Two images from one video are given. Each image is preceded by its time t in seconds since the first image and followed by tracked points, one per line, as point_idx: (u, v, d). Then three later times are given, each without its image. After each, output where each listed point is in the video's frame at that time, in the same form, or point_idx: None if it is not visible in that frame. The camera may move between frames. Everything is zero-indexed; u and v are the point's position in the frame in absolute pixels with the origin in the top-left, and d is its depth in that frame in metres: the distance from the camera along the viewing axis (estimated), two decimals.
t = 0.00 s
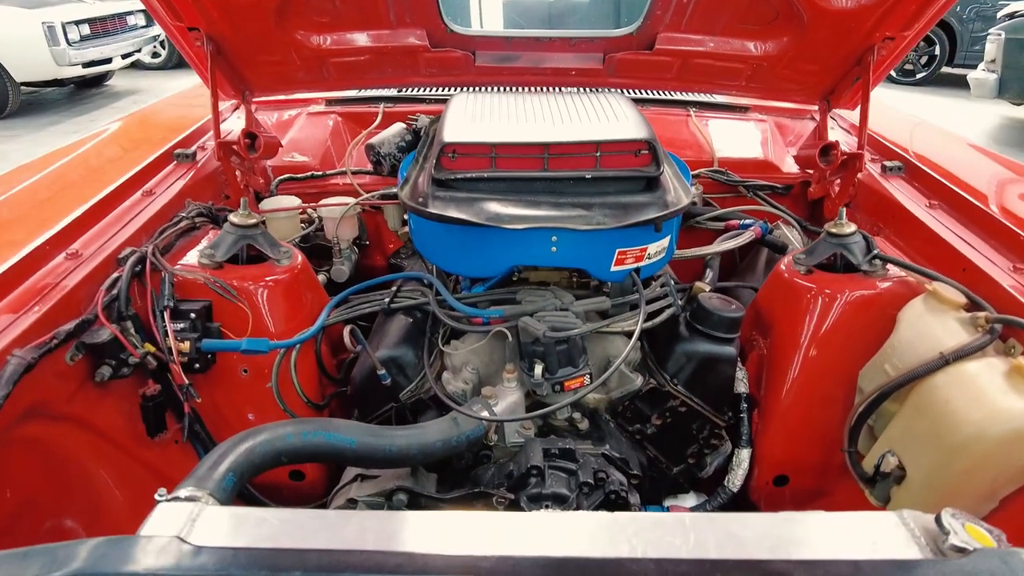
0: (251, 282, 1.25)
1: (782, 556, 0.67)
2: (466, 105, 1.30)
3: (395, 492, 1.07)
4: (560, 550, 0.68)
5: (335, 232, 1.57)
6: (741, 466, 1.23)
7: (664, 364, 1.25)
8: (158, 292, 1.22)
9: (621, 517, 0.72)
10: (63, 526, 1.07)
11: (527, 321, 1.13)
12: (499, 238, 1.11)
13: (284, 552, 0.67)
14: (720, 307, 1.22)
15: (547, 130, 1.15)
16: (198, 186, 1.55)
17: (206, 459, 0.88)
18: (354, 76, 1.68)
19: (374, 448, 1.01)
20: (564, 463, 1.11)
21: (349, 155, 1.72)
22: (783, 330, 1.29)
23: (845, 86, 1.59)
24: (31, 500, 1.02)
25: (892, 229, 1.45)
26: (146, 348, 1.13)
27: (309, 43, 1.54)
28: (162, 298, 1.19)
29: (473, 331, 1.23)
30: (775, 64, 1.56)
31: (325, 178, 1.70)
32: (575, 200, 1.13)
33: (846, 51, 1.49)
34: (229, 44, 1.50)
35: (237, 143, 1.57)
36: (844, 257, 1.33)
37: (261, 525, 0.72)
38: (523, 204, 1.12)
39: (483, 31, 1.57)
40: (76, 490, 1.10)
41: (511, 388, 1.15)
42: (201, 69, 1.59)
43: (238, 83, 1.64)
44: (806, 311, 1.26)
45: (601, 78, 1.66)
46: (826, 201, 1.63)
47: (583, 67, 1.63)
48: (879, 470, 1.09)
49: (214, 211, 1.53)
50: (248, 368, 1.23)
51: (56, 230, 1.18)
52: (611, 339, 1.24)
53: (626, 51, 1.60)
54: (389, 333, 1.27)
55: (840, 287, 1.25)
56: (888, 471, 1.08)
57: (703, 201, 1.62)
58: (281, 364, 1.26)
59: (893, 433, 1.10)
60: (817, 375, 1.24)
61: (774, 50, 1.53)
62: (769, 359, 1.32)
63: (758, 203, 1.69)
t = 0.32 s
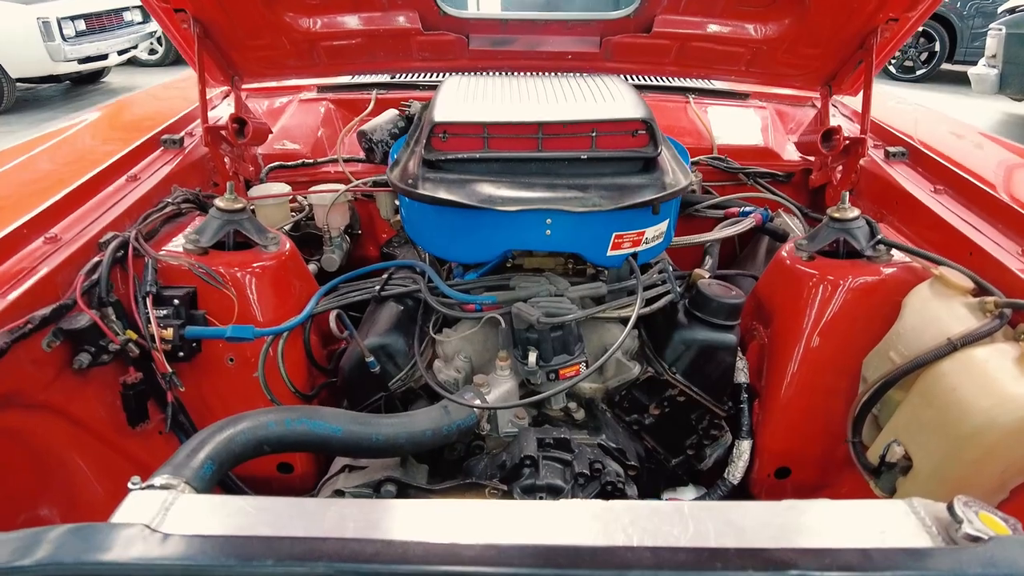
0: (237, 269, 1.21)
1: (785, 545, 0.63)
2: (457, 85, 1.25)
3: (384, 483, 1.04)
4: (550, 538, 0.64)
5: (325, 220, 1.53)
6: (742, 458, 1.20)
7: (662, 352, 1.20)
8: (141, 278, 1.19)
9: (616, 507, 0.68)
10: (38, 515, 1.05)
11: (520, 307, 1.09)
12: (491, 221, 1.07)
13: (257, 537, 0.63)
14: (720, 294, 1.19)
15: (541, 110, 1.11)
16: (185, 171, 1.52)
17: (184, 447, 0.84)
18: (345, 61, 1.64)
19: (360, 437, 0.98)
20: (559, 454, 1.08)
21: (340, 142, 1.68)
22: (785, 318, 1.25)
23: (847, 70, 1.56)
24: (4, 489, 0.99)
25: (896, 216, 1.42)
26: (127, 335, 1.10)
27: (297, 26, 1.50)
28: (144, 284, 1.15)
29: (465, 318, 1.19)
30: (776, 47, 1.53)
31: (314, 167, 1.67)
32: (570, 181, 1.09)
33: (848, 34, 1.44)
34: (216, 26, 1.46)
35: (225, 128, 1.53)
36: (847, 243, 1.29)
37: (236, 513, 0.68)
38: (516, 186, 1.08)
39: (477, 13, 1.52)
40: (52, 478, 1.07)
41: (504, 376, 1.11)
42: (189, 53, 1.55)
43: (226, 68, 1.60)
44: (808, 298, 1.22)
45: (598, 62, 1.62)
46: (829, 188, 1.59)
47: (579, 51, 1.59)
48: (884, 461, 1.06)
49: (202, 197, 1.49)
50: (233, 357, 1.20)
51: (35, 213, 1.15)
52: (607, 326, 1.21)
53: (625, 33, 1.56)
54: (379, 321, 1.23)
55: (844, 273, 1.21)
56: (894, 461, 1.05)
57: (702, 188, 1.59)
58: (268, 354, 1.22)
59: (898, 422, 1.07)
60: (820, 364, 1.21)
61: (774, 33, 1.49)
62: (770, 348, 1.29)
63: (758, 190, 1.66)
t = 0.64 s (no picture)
0: (221, 258, 1.17)
1: (787, 543, 0.59)
2: (449, 67, 1.21)
3: (369, 479, 1.01)
4: (535, 535, 0.60)
5: (313, 210, 1.49)
6: (742, 454, 1.17)
7: (659, 344, 1.17)
8: (120, 267, 1.15)
9: (609, 502, 0.65)
10: (8, 509, 1.00)
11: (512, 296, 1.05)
12: (481, 207, 1.03)
13: (220, 533, 0.59)
14: (719, 284, 1.15)
15: (533, 92, 1.07)
16: (170, 160, 1.48)
17: (156, 440, 0.80)
18: (335, 47, 1.60)
19: (343, 431, 0.94)
20: (552, 449, 1.04)
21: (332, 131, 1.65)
22: (786, 309, 1.21)
23: (850, 56, 1.52)
24: None
25: (900, 206, 1.38)
26: (105, 326, 1.06)
27: (284, 11, 1.46)
28: (123, 273, 1.11)
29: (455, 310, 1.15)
30: (776, 32, 1.49)
31: (304, 157, 1.63)
32: (563, 166, 1.05)
33: (850, 18, 1.41)
34: (200, 11, 1.41)
35: (211, 115, 1.49)
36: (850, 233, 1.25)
37: (205, 510, 0.64)
38: (507, 171, 1.04)
39: None
40: (25, 472, 1.03)
41: (495, 369, 1.08)
42: (175, 38, 1.52)
43: (213, 54, 1.56)
44: (809, 288, 1.18)
45: (594, 48, 1.58)
46: (831, 177, 1.55)
47: (574, 36, 1.55)
48: (889, 456, 1.02)
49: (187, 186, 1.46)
50: (216, 349, 1.15)
51: (9, 199, 1.11)
52: (602, 318, 1.17)
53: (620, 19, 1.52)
54: (367, 312, 1.20)
55: (846, 263, 1.17)
56: (899, 456, 1.01)
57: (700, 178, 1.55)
58: (252, 345, 1.17)
59: (903, 415, 1.03)
60: (822, 358, 1.17)
61: (774, 17, 1.45)
62: (770, 340, 1.25)
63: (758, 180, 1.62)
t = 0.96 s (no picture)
0: (208, 252, 1.13)
1: (794, 549, 0.56)
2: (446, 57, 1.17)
3: (358, 480, 0.98)
4: (526, 539, 0.57)
5: (305, 204, 1.46)
6: (743, 454, 1.14)
7: (658, 341, 1.14)
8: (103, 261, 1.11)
9: (605, 505, 0.61)
10: None
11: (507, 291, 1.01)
12: (474, 199, 1.00)
13: (191, 538, 0.56)
14: (720, 278, 1.12)
15: (528, 81, 1.04)
16: (158, 153, 1.45)
17: (134, 439, 0.76)
18: (327, 39, 1.57)
19: (330, 430, 0.91)
20: (548, 449, 1.01)
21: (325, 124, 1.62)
22: (789, 305, 1.18)
23: (852, 48, 1.49)
24: None
25: (905, 200, 1.35)
26: (87, 322, 1.03)
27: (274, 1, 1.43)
28: (106, 267, 1.08)
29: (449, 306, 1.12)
30: (777, 22, 1.45)
31: (297, 151, 1.58)
32: (559, 157, 1.02)
33: (852, 9, 1.37)
34: None
35: (200, 107, 1.45)
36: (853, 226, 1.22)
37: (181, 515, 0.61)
38: (501, 161, 1.01)
39: None
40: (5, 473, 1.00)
41: (489, 366, 1.04)
42: (163, 29, 1.48)
43: (202, 46, 1.53)
44: (813, 283, 1.15)
45: (592, 39, 1.55)
46: (833, 171, 1.52)
47: (571, 26, 1.52)
48: (896, 456, 0.99)
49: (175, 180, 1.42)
50: (202, 345, 1.12)
51: None
52: (600, 314, 1.14)
53: (617, 9, 1.49)
54: (357, 308, 1.17)
55: (851, 257, 1.14)
56: (907, 456, 0.98)
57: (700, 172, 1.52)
58: (240, 341, 1.14)
59: (910, 414, 0.99)
60: (825, 355, 1.13)
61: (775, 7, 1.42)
62: (772, 337, 1.21)
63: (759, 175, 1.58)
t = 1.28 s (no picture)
0: (195, 248, 1.10)
1: (805, 560, 0.53)
2: (439, 47, 1.13)
3: (348, 483, 0.94)
4: (521, 551, 0.54)
5: (298, 199, 1.43)
6: (747, 455, 1.11)
7: (659, 340, 1.11)
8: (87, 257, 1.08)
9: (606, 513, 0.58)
10: None
11: (503, 288, 0.98)
12: (469, 192, 0.96)
13: (166, 550, 0.53)
14: (724, 275, 1.08)
15: (525, 70, 1.01)
16: (146, 147, 1.41)
17: (113, 441, 0.73)
18: (321, 30, 1.54)
19: (319, 431, 0.87)
20: (545, 451, 0.98)
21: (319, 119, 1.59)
22: (794, 303, 1.15)
23: (857, 39, 1.46)
24: None
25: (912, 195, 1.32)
26: (69, 320, 1.00)
27: None
28: (89, 264, 1.04)
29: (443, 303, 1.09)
30: (781, 14, 1.42)
31: (290, 146, 1.57)
32: (557, 148, 0.99)
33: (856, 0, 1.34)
34: None
35: (190, 100, 1.42)
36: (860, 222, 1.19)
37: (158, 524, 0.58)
38: (497, 153, 0.98)
39: None
40: None
41: (485, 365, 1.01)
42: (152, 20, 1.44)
43: (193, 38, 1.49)
44: (819, 280, 1.12)
45: (591, 31, 1.52)
46: (838, 166, 1.49)
47: (569, 18, 1.49)
48: (906, 458, 0.96)
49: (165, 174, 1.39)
50: (189, 343, 1.09)
51: None
52: (599, 311, 1.10)
53: None
54: (349, 305, 1.13)
55: (858, 253, 1.11)
56: (917, 458, 0.95)
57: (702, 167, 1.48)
58: (229, 339, 1.11)
59: (920, 415, 0.96)
60: (831, 354, 1.10)
61: None
62: (776, 336, 1.18)
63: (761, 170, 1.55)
